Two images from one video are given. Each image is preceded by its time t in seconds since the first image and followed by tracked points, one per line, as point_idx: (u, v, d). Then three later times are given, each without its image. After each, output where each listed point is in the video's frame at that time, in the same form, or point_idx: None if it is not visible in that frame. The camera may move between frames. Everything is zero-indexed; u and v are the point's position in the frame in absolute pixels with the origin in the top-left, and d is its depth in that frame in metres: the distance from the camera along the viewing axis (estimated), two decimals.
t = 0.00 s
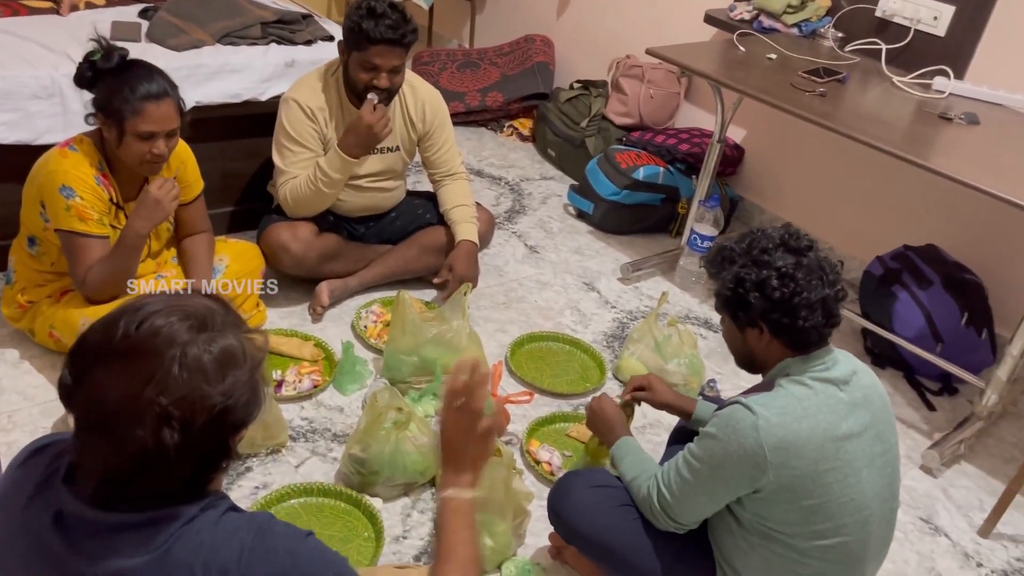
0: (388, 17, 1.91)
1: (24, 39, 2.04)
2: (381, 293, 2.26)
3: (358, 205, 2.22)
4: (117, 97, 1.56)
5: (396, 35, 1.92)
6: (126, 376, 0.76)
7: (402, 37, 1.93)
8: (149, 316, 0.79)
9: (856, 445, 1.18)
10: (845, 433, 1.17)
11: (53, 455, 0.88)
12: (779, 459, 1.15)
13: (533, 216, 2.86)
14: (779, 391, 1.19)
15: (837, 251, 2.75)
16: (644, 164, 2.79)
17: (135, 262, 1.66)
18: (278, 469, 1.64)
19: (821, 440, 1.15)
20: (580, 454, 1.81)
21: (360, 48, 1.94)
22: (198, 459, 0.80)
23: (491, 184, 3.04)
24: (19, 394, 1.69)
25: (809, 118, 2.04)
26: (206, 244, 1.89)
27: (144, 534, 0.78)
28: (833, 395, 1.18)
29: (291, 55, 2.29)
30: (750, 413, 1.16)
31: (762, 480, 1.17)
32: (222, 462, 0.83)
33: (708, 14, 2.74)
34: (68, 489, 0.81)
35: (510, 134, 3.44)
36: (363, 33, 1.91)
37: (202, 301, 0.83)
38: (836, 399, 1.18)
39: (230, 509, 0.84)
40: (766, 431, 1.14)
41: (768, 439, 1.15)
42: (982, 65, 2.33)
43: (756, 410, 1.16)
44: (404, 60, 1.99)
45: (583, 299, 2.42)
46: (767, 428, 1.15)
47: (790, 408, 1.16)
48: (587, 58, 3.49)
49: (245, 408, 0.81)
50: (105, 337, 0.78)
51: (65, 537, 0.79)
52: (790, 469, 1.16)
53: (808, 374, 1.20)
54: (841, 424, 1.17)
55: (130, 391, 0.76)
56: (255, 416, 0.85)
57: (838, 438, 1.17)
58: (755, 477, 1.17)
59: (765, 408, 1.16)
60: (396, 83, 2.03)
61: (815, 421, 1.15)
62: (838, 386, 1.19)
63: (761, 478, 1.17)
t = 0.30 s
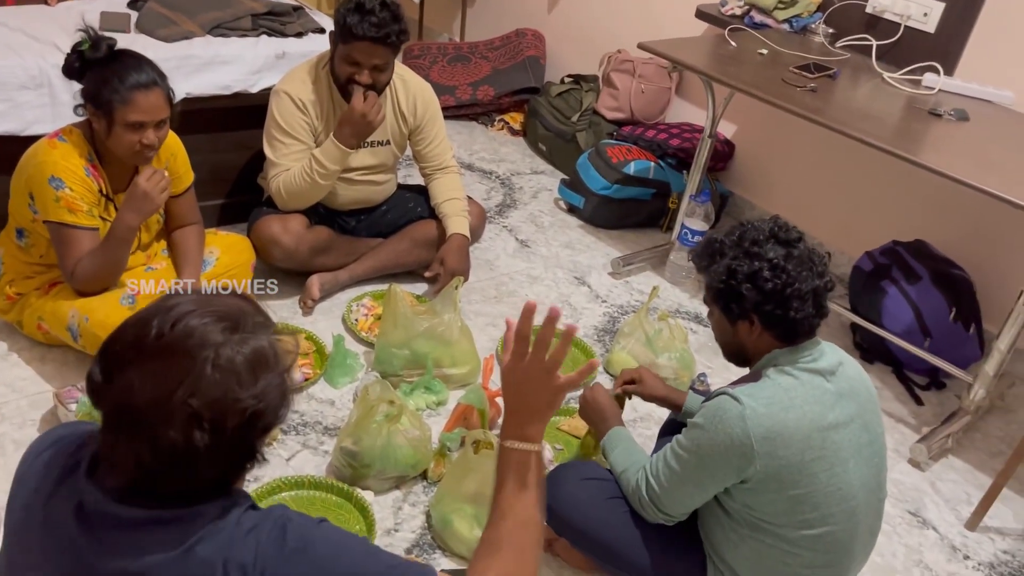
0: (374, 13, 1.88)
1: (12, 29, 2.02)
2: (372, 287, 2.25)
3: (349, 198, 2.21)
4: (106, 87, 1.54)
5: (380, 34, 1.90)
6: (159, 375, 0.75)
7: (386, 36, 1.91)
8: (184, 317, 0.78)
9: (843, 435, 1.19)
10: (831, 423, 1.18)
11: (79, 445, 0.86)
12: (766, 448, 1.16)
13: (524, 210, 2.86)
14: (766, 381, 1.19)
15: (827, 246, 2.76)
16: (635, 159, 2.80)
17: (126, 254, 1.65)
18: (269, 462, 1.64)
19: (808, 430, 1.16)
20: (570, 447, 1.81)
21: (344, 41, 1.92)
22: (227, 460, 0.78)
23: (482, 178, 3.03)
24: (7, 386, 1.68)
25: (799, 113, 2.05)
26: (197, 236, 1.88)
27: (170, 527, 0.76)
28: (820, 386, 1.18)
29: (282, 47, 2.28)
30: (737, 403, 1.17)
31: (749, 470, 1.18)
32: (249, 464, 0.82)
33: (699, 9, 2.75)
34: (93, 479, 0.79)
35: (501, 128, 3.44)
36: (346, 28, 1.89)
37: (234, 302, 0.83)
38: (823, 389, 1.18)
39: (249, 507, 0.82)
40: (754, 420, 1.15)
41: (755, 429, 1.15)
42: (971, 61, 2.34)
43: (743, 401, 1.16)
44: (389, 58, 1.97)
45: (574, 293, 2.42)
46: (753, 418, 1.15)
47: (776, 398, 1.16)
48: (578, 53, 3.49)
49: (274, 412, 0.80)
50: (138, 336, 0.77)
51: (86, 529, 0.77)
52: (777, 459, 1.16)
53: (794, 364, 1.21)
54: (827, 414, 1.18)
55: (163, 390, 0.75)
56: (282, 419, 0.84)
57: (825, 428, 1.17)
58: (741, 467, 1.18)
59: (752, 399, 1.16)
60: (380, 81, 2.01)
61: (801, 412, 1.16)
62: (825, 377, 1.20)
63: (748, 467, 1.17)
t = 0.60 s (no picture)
0: (371, 6, 1.87)
1: (6, 20, 2.01)
2: (369, 281, 2.25)
3: (345, 192, 2.20)
4: (101, 77, 1.54)
5: (377, 25, 1.88)
6: (177, 363, 0.75)
7: (383, 28, 1.90)
8: (200, 307, 0.79)
9: (838, 424, 1.19)
10: (826, 413, 1.18)
11: (87, 432, 0.86)
12: (762, 438, 1.16)
13: (519, 205, 2.86)
14: (762, 372, 1.19)
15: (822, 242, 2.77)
16: (631, 154, 2.79)
17: (122, 247, 1.64)
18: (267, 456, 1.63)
19: (804, 420, 1.16)
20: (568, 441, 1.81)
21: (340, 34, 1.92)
22: (243, 447, 0.78)
23: (477, 173, 3.03)
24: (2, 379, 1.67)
25: (796, 108, 2.05)
26: (194, 231, 1.87)
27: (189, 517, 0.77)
28: (815, 376, 1.19)
29: (277, 40, 2.27)
30: (733, 394, 1.17)
31: (746, 460, 1.18)
32: (264, 452, 0.82)
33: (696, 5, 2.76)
34: (105, 466, 0.79)
35: (496, 123, 3.44)
36: (343, 20, 1.88)
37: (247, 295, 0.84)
38: (818, 379, 1.18)
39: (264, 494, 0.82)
40: (750, 411, 1.15)
41: (751, 420, 1.15)
42: (967, 57, 2.35)
43: (739, 392, 1.16)
44: (386, 51, 1.96)
45: (570, 288, 2.42)
46: (749, 408, 1.15)
47: (772, 389, 1.16)
48: (573, 48, 3.49)
49: (289, 398, 0.81)
50: (154, 326, 0.78)
51: (100, 516, 0.77)
52: (773, 449, 1.17)
53: (790, 355, 1.21)
54: (823, 404, 1.18)
55: (181, 378, 0.75)
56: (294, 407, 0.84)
57: (820, 418, 1.17)
58: (738, 457, 1.18)
59: (748, 389, 1.17)
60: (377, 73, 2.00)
61: (797, 402, 1.16)
62: (820, 366, 1.20)
63: (745, 458, 1.17)
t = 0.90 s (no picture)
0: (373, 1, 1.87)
1: (5, 17, 2.00)
2: (370, 279, 2.24)
3: (346, 190, 2.20)
4: (101, 73, 1.53)
5: (378, 20, 1.88)
6: (167, 355, 0.76)
7: (385, 23, 1.89)
8: (185, 299, 0.80)
9: (846, 422, 1.19)
10: (834, 410, 1.17)
11: (79, 431, 0.85)
12: (770, 436, 1.15)
13: (520, 202, 2.85)
14: (769, 370, 1.19)
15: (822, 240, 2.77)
16: (632, 152, 2.79)
17: (123, 245, 1.63)
18: (269, 454, 1.63)
19: (811, 417, 1.16)
20: (570, 439, 1.81)
21: (342, 30, 1.91)
22: (239, 434, 0.80)
23: (477, 171, 3.02)
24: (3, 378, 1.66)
25: (799, 105, 2.05)
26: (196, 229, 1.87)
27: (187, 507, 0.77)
28: (823, 373, 1.18)
29: (278, 37, 2.26)
30: (740, 393, 1.16)
31: (753, 459, 1.17)
32: (258, 438, 0.83)
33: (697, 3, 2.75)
34: (101, 460, 0.79)
35: (495, 121, 3.43)
36: (345, 16, 1.87)
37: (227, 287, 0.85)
38: (825, 376, 1.18)
39: (264, 479, 0.83)
40: (757, 409, 1.15)
41: (759, 418, 1.15)
42: (969, 54, 2.34)
43: (746, 390, 1.16)
44: (388, 46, 1.95)
45: (572, 286, 2.41)
46: (756, 407, 1.15)
47: (780, 386, 1.16)
48: (573, 46, 3.48)
49: (280, 383, 0.82)
50: (141, 318, 0.78)
51: (100, 510, 0.77)
52: (781, 447, 1.16)
53: (797, 352, 1.21)
54: (830, 401, 1.17)
55: (173, 369, 0.76)
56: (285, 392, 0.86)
57: (828, 415, 1.17)
58: (745, 456, 1.17)
59: (755, 387, 1.16)
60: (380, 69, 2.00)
61: (805, 399, 1.16)
62: (827, 364, 1.19)
63: (753, 456, 1.17)
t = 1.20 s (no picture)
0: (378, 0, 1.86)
1: (7, 19, 1.99)
2: (372, 280, 2.23)
3: (349, 191, 2.19)
4: (101, 71, 1.52)
5: (385, 19, 1.87)
6: (130, 356, 0.75)
7: (390, 23, 1.88)
8: (143, 298, 0.78)
9: (857, 426, 1.18)
10: (845, 414, 1.17)
11: (50, 438, 0.83)
12: (781, 442, 1.15)
13: (522, 203, 2.85)
14: (779, 375, 1.18)
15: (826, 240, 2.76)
16: (634, 152, 2.78)
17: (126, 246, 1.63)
18: (273, 456, 1.62)
19: (823, 422, 1.15)
20: (575, 440, 1.80)
21: (347, 29, 1.90)
22: (212, 429, 0.80)
23: (479, 171, 3.01)
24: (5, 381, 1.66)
25: (802, 104, 2.04)
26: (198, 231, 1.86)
27: (166, 503, 0.76)
28: (832, 376, 1.18)
29: (279, 38, 2.26)
30: (749, 398, 1.15)
31: (765, 465, 1.16)
32: (231, 432, 0.83)
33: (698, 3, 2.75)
34: (76, 467, 0.77)
35: (497, 122, 3.43)
36: (351, 14, 1.86)
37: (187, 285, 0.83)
38: (835, 379, 1.17)
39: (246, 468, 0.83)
40: (767, 415, 1.14)
41: (770, 424, 1.14)
42: (972, 53, 2.34)
43: (756, 396, 1.15)
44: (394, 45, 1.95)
45: (575, 287, 2.41)
46: (767, 413, 1.14)
47: (790, 392, 1.15)
48: (574, 46, 3.47)
49: (249, 376, 0.82)
50: (100, 321, 0.77)
51: (77, 517, 0.76)
52: (792, 453, 1.15)
53: (806, 356, 1.20)
54: (841, 405, 1.17)
55: (136, 370, 0.75)
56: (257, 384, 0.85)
57: (839, 419, 1.16)
58: (757, 462, 1.16)
59: (765, 393, 1.15)
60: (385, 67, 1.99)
61: (816, 404, 1.15)
62: (836, 367, 1.19)
63: (764, 462, 1.16)
